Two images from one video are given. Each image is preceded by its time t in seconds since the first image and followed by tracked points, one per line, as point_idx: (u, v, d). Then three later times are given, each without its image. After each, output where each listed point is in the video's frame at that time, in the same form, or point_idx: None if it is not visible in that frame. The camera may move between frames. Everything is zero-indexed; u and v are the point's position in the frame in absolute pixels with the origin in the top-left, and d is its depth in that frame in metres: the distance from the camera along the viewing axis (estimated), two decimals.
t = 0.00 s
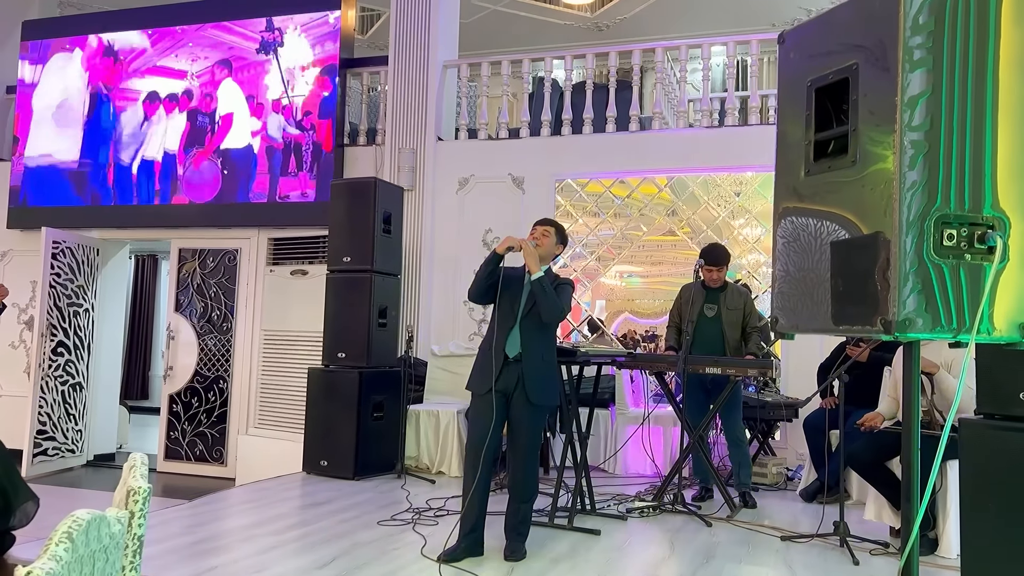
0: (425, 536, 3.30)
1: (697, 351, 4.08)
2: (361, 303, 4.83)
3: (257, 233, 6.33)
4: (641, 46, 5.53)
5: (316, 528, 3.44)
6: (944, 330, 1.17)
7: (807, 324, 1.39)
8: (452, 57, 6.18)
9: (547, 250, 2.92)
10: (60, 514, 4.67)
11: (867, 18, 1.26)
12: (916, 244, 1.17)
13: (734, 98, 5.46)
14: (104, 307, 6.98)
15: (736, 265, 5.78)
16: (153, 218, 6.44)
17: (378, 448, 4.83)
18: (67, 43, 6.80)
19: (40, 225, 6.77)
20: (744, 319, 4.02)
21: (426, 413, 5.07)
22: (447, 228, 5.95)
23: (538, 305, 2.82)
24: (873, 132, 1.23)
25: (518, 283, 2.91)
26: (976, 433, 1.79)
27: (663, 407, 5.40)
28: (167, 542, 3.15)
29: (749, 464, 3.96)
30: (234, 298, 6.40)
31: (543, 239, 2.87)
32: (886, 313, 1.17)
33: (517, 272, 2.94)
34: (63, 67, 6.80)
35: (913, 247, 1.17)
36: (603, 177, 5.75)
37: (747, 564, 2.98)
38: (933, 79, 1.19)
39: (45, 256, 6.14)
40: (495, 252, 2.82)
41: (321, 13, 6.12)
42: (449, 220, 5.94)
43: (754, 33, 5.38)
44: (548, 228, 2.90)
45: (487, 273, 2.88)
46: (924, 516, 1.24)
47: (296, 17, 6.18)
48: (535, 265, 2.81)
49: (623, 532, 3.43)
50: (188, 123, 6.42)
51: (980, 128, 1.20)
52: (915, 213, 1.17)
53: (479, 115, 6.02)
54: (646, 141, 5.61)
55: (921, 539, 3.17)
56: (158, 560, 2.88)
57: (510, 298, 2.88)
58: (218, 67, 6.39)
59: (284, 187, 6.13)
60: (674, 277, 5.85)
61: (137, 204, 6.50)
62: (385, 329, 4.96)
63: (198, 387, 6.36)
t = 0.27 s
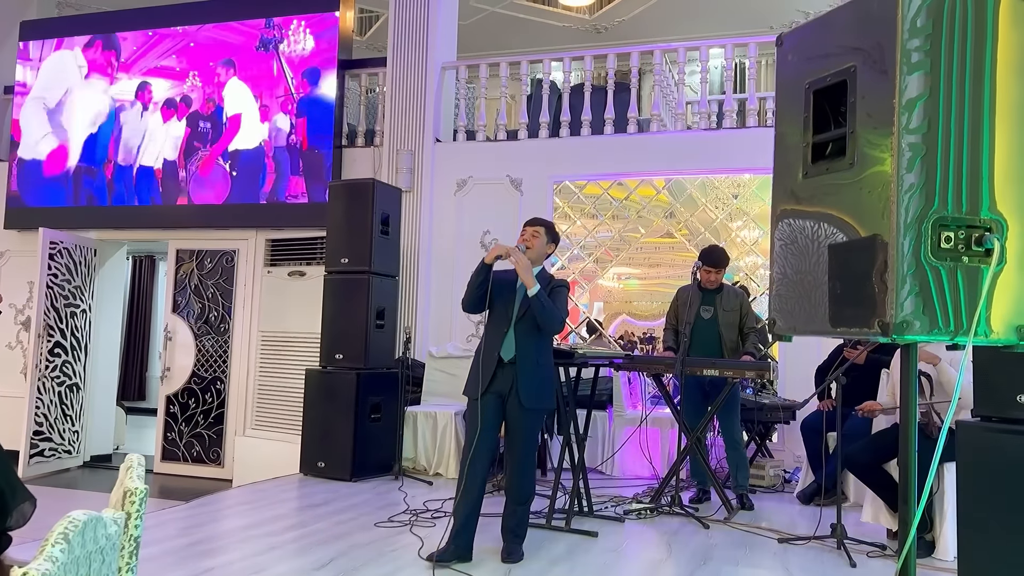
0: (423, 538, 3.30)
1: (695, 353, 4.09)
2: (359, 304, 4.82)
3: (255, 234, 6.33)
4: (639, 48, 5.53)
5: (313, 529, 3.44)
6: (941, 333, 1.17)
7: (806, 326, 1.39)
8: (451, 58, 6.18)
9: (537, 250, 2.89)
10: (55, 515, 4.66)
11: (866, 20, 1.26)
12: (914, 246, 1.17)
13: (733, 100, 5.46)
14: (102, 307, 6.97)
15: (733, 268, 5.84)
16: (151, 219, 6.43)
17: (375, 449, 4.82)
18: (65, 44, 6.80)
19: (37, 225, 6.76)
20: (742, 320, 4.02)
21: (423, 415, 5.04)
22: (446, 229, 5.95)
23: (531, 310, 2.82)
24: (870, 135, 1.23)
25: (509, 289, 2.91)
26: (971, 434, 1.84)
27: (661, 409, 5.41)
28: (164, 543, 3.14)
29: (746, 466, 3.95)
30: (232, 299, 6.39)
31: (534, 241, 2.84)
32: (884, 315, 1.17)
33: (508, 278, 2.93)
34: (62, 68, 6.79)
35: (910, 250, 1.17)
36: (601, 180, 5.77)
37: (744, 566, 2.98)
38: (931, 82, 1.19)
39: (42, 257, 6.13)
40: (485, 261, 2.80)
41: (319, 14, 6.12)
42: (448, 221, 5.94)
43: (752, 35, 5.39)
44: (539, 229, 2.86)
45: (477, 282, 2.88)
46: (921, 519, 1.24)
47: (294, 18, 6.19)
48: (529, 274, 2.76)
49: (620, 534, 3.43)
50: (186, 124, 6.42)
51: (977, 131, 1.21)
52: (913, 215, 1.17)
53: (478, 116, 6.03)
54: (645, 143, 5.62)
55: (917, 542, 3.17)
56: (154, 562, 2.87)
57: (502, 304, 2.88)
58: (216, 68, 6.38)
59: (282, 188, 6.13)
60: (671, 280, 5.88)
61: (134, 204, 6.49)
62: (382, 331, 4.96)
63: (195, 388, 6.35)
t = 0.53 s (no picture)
0: (420, 539, 3.29)
1: (692, 355, 4.10)
2: (357, 305, 4.82)
3: (253, 234, 6.32)
4: (637, 49, 5.53)
5: (311, 530, 3.43)
6: (939, 334, 1.17)
7: (803, 328, 1.39)
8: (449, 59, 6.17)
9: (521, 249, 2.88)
10: (52, 516, 4.64)
11: (863, 22, 1.26)
12: (912, 247, 1.17)
13: (731, 101, 5.46)
14: (99, 307, 6.95)
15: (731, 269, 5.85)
16: (148, 219, 6.42)
17: (373, 450, 4.82)
18: (63, 45, 6.80)
19: (33, 226, 6.74)
20: (739, 322, 4.00)
21: (421, 416, 5.06)
22: (444, 230, 5.95)
23: (522, 309, 2.84)
24: (868, 136, 1.23)
25: (496, 287, 2.96)
26: (970, 435, 1.84)
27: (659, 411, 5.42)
28: (161, 544, 3.13)
29: (744, 467, 3.95)
30: (229, 300, 6.38)
31: (515, 240, 2.84)
32: (882, 316, 1.17)
33: (493, 276, 2.98)
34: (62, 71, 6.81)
35: (908, 251, 1.17)
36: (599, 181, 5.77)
37: (742, 567, 2.98)
38: (928, 83, 1.19)
39: (40, 257, 6.12)
40: (468, 263, 2.86)
41: (317, 15, 6.12)
42: (446, 222, 5.94)
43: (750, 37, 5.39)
44: (520, 227, 2.85)
45: (462, 283, 2.92)
46: (919, 520, 1.24)
47: (292, 19, 6.18)
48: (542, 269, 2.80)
49: (617, 535, 3.42)
50: (184, 124, 6.41)
51: (975, 132, 1.21)
52: (911, 216, 1.17)
53: (476, 117, 6.03)
54: (643, 144, 5.61)
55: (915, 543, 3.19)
56: (152, 563, 2.86)
57: (489, 303, 2.92)
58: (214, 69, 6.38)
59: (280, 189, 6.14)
60: (670, 280, 5.96)
61: (132, 205, 6.49)
62: (380, 332, 4.96)
63: (193, 389, 6.34)
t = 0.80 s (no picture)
0: (419, 539, 3.29)
1: (690, 355, 4.11)
2: (355, 305, 4.82)
3: (252, 234, 6.32)
4: (636, 49, 5.53)
5: (309, 530, 3.42)
6: (938, 334, 1.17)
7: (802, 328, 1.39)
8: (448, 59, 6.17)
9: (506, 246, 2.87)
10: (50, 516, 4.63)
11: (861, 22, 1.27)
12: (910, 247, 1.17)
13: (729, 101, 5.46)
14: (97, 307, 6.94)
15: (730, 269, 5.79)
16: (146, 219, 6.41)
17: (371, 450, 4.81)
18: (60, 45, 6.79)
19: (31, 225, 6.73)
20: (738, 321, 4.01)
21: (419, 416, 5.07)
22: (442, 230, 5.95)
23: (509, 305, 2.83)
24: (866, 136, 1.23)
25: (480, 287, 2.94)
26: (968, 436, 1.84)
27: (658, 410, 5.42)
28: (159, 545, 3.12)
29: (742, 467, 3.95)
30: (227, 300, 6.38)
31: (500, 237, 2.84)
32: (880, 316, 1.17)
33: (478, 276, 2.97)
34: (59, 71, 6.79)
35: (907, 251, 1.17)
36: (597, 181, 5.80)
37: (740, 567, 2.98)
38: (927, 83, 1.19)
39: (37, 257, 6.11)
40: (451, 263, 2.85)
41: (316, 15, 6.11)
42: (444, 222, 5.93)
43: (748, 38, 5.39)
44: (502, 224, 2.85)
45: (446, 284, 2.90)
46: (917, 521, 1.24)
47: (290, 18, 6.18)
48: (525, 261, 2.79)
49: (616, 535, 3.42)
50: (182, 124, 6.41)
51: (975, 132, 1.21)
52: (910, 216, 1.17)
53: (474, 117, 6.03)
54: (641, 145, 5.62)
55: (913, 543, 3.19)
56: (149, 563, 2.86)
57: (474, 303, 2.91)
58: (211, 68, 6.37)
59: (278, 189, 6.13)
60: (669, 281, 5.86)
61: (130, 205, 6.47)
62: (379, 332, 4.95)
63: (191, 389, 6.34)
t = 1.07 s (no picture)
0: (419, 538, 3.29)
1: (689, 354, 4.11)
2: (354, 304, 4.81)
3: (251, 234, 6.33)
4: (634, 48, 5.52)
5: (308, 530, 3.42)
6: (937, 332, 1.17)
7: (801, 327, 1.39)
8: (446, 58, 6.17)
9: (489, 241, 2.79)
10: (49, 516, 4.63)
11: (860, 21, 1.26)
12: (910, 246, 1.17)
13: (728, 101, 5.45)
14: (96, 307, 6.94)
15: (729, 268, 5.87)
16: (145, 219, 6.40)
17: (370, 450, 4.81)
18: (58, 45, 6.78)
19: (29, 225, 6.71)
20: (737, 320, 4.00)
21: (418, 416, 5.08)
22: (441, 229, 5.95)
23: (492, 300, 2.80)
24: (865, 135, 1.23)
25: (463, 283, 2.89)
26: (967, 435, 1.85)
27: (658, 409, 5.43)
28: (158, 545, 3.12)
29: (742, 466, 3.95)
30: (227, 300, 6.38)
31: (484, 230, 2.74)
32: (879, 315, 1.17)
33: (460, 273, 2.92)
34: (56, 71, 6.78)
35: (906, 250, 1.17)
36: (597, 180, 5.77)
37: (740, 567, 2.98)
38: (926, 82, 1.19)
39: (36, 257, 6.10)
40: (435, 259, 2.79)
41: (313, 14, 6.10)
42: (443, 221, 5.93)
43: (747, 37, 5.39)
44: (485, 216, 2.75)
45: (427, 282, 2.85)
46: (917, 519, 1.24)
47: (288, 18, 6.17)
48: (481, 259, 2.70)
49: (615, 535, 3.42)
50: (180, 124, 6.40)
51: (974, 131, 1.21)
52: (909, 214, 1.17)
53: (473, 117, 6.03)
54: (640, 144, 5.61)
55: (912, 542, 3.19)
56: (149, 563, 2.85)
57: (457, 301, 2.86)
58: (209, 68, 6.37)
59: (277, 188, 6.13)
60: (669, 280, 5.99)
61: (127, 204, 6.46)
62: (378, 331, 4.95)
63: (190, 389, 6.34)
